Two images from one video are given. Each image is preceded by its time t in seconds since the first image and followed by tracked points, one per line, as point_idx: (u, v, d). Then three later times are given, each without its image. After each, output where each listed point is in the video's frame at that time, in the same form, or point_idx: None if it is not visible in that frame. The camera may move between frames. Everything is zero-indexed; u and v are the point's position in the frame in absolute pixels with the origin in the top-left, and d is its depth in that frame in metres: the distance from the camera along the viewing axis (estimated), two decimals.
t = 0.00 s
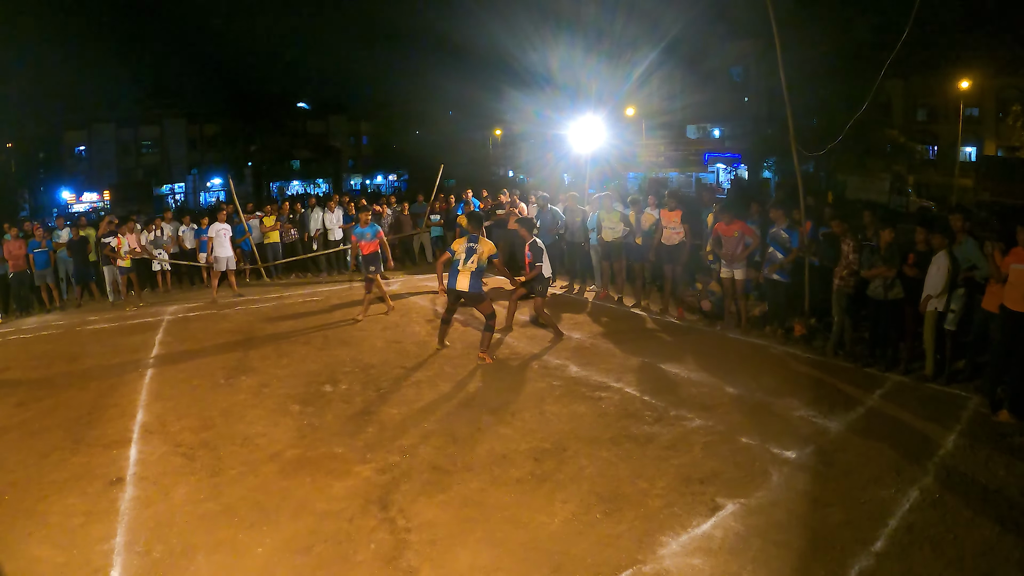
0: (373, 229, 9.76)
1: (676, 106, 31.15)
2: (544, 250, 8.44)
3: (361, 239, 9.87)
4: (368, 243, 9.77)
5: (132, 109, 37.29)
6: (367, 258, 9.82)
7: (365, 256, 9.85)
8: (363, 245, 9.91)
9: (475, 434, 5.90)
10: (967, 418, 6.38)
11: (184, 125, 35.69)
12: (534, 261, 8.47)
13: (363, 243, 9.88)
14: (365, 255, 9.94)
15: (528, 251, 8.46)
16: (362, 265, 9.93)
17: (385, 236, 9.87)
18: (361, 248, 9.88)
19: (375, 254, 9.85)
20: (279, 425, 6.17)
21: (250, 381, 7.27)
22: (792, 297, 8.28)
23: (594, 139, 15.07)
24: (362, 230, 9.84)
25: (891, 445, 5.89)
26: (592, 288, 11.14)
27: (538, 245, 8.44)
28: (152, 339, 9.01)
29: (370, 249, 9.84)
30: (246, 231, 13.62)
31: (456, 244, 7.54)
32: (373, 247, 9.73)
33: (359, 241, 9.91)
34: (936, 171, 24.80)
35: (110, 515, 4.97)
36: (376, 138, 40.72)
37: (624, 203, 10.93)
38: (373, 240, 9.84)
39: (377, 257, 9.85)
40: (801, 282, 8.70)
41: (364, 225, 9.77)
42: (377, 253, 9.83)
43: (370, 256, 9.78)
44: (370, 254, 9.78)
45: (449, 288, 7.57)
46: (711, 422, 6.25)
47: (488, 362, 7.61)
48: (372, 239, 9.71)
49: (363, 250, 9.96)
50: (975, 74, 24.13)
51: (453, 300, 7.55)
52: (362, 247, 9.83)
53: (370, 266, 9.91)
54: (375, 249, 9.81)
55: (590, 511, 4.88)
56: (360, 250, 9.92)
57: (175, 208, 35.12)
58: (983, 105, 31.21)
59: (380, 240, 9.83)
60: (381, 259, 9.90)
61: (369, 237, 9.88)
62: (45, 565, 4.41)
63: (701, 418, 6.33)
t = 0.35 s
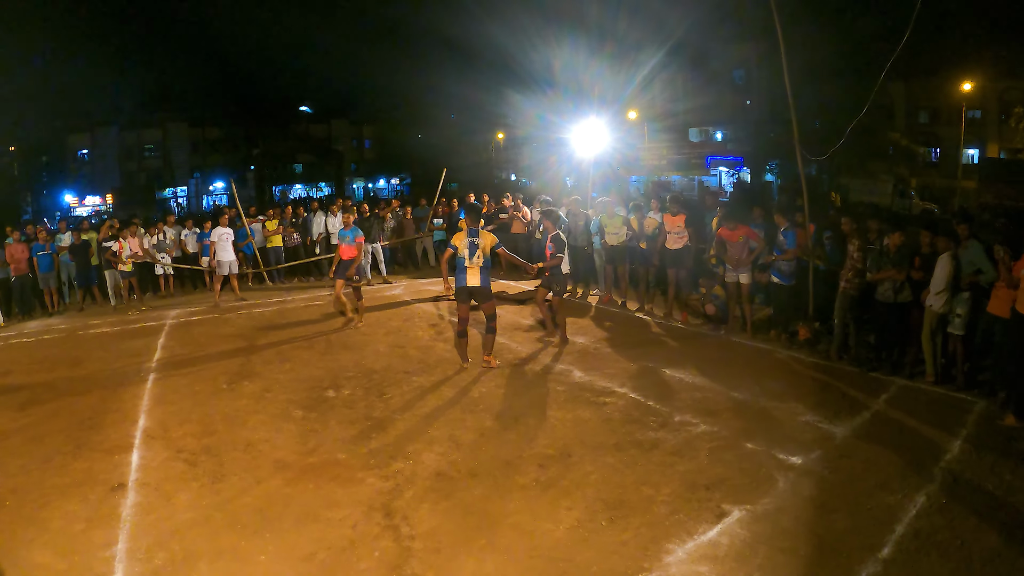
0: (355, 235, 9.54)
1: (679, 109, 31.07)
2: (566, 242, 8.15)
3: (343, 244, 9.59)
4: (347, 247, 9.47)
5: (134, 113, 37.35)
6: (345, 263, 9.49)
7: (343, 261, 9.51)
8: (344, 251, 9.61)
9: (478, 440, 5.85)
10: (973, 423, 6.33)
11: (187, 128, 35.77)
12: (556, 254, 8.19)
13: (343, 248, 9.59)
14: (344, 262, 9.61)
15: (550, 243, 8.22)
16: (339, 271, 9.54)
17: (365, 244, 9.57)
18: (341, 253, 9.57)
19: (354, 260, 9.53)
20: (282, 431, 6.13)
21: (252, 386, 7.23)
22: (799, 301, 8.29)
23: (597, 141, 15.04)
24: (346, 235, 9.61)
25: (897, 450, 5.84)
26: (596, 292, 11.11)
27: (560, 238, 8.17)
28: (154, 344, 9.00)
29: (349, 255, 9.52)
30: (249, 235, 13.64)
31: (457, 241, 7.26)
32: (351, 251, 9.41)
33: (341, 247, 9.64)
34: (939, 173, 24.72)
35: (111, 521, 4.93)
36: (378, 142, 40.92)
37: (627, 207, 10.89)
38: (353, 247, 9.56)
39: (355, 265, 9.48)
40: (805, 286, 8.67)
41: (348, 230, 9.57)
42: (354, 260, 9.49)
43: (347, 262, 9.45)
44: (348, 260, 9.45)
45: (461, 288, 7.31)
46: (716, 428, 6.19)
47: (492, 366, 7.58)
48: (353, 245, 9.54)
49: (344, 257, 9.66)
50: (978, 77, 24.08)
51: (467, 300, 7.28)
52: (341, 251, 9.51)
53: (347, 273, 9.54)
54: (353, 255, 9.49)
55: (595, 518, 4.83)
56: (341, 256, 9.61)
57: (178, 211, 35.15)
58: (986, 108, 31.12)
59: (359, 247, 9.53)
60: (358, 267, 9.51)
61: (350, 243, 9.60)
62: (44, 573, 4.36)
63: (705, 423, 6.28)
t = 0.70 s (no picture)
0: (342, 244, 9.05)
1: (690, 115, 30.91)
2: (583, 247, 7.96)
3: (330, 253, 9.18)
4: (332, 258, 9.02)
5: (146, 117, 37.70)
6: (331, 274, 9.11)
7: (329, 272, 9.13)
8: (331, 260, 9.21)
9: (491, 448, 5.80)
10: (989, 432, 6.22)
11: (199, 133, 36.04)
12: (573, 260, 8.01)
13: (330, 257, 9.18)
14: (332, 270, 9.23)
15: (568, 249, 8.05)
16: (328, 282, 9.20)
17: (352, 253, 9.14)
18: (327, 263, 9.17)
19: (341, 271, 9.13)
20: (293, 438, 6.09)
21: (263, 392, 7.21)
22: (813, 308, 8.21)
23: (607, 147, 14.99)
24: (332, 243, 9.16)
25: (912, 459, 5.75)
26: (608, 299, 11.08)
27: (578, 243, 8.01)
28: (166, 348, 9.01)
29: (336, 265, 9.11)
30: (261, 240, 13.60)
31: (479, 251, 6.83)
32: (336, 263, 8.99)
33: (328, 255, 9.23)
34: (952, 179, 24.49)
35: (121, 527, 4.90)
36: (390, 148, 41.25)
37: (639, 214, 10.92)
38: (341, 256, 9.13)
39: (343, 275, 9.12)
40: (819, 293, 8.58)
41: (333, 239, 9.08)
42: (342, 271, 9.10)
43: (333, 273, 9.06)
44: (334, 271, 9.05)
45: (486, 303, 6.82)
46: (730, 437, 6.12)
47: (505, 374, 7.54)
48: (340, 253, 9.10)
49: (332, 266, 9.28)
50: (991, 81, 23.90)
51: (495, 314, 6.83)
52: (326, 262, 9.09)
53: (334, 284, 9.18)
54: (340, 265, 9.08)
55: (609, 529, 4.76)
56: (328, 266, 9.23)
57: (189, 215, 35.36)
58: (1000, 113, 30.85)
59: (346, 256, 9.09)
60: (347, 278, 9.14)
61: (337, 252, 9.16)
62: None
63: (718, 432, 6.20)
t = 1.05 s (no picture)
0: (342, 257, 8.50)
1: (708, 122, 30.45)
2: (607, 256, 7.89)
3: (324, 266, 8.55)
4: (334, 272, 8.47)
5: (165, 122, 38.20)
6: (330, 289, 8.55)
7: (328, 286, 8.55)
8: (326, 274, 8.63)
9: (508, 458, 5.75)
10: (1013, 443, 6.08)
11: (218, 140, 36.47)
12: (598, 269, 7.92)
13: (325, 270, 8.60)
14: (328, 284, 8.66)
15: (590, 258, 7.98)
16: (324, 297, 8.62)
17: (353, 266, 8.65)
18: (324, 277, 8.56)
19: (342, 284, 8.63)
20: (309, 445, 6.07)
21: (280, 399, 7.21)
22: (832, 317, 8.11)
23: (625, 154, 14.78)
24: (326, 256, 8.54)
25: (933, 471, 5.63)
26: (626, 307, 11.03)
27: (600, 252, 7.94)
28: (183, 353, 9.04)
29: (336, 278, 8.57)
30: (279, 247, 13.58)
31: (511, 257, 6.63)
32: (339, 277, 8.47)
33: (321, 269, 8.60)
34: (971, 185, 24.17)
35: (135, 532, 4.89)
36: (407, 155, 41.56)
37: (657, 222, 10.88)
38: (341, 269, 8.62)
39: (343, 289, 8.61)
40: (838, 301, 8.49)
41: (328, 252, 8.46)
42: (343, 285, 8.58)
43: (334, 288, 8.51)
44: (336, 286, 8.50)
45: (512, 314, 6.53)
46: (749, 448, 6.02)
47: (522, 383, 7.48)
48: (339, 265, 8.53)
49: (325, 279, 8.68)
50: (1010, 86, 23.60)
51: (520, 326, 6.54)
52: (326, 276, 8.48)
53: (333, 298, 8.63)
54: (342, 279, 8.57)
55: (627, 541, 4.69)
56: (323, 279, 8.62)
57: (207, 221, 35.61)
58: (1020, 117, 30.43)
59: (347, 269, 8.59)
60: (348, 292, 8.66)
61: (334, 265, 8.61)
62: None
63: (738, 443, 6.11)
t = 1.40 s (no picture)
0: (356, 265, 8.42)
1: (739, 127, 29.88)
2: (640, 262, 7.96)
3: (335, 274, 8.30)
4: (350, 278, 8.27)
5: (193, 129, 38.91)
6: (343, 296, 8.28)
7: (342, 292, 8.25)
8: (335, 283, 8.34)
9: (538, 467, 5.71)
10: None
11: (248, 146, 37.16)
12: (629, 276, 8.03)
13: (336, 278, 8.31)
14: (336, 294, 8.35)
15: (622, 263, 8.06)
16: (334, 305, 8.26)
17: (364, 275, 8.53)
18: (336, 283, 8.25)
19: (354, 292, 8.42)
20: (338, 451, 6.08)
21: (309, 404, 7.24)
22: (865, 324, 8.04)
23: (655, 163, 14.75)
24: (336, 264, 8.32)
25: (968, 484, 5.48)
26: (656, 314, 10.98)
27: (633, 257, 8.03)
28: (214, 357, 9.13)
29: (349, 285, 8.32)
30: (309, 253, 13.80)
31: (534, 275, 6.35)
32: (356, 283, 8.28)
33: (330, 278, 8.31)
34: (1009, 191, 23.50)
35: (164, 534, 4.93)
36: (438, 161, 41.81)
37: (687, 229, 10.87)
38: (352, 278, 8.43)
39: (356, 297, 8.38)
40: (871, 309, 8.32)
41: (341, 260, 8.30)
42: (355, 293, 8.36)
43: (348, 295, 8.27)
44: (351, 292, 8.28)
45: (541, 335, 6.32)
46: (781, 459, 5.92)
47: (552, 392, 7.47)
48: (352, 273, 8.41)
49: (334, 289, 8.36)
50: None
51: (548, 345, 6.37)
52: (340, 282, 8.21)
53: (344, 306, 8.32)
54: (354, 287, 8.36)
55: (657, 552, 4.61)
56: (333, 288, 8.30)
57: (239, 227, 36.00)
58: None
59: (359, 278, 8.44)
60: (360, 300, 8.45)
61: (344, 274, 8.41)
62: None
63: (769, 454, 6.01)
